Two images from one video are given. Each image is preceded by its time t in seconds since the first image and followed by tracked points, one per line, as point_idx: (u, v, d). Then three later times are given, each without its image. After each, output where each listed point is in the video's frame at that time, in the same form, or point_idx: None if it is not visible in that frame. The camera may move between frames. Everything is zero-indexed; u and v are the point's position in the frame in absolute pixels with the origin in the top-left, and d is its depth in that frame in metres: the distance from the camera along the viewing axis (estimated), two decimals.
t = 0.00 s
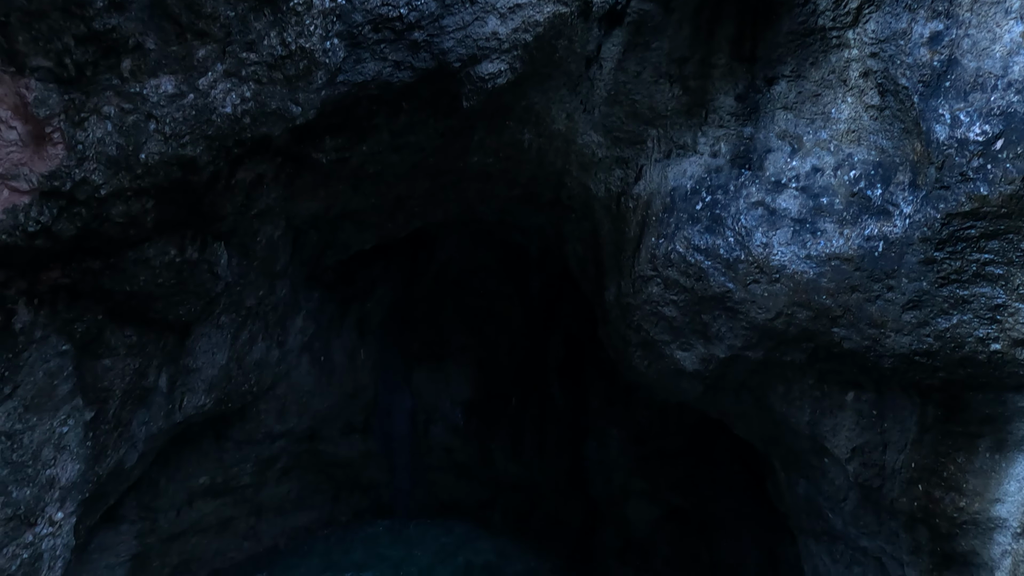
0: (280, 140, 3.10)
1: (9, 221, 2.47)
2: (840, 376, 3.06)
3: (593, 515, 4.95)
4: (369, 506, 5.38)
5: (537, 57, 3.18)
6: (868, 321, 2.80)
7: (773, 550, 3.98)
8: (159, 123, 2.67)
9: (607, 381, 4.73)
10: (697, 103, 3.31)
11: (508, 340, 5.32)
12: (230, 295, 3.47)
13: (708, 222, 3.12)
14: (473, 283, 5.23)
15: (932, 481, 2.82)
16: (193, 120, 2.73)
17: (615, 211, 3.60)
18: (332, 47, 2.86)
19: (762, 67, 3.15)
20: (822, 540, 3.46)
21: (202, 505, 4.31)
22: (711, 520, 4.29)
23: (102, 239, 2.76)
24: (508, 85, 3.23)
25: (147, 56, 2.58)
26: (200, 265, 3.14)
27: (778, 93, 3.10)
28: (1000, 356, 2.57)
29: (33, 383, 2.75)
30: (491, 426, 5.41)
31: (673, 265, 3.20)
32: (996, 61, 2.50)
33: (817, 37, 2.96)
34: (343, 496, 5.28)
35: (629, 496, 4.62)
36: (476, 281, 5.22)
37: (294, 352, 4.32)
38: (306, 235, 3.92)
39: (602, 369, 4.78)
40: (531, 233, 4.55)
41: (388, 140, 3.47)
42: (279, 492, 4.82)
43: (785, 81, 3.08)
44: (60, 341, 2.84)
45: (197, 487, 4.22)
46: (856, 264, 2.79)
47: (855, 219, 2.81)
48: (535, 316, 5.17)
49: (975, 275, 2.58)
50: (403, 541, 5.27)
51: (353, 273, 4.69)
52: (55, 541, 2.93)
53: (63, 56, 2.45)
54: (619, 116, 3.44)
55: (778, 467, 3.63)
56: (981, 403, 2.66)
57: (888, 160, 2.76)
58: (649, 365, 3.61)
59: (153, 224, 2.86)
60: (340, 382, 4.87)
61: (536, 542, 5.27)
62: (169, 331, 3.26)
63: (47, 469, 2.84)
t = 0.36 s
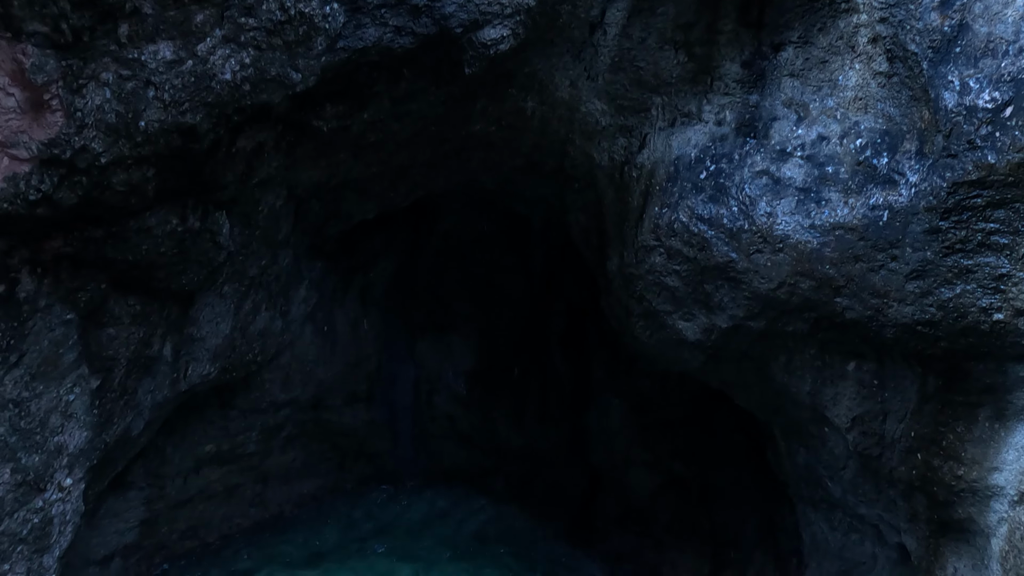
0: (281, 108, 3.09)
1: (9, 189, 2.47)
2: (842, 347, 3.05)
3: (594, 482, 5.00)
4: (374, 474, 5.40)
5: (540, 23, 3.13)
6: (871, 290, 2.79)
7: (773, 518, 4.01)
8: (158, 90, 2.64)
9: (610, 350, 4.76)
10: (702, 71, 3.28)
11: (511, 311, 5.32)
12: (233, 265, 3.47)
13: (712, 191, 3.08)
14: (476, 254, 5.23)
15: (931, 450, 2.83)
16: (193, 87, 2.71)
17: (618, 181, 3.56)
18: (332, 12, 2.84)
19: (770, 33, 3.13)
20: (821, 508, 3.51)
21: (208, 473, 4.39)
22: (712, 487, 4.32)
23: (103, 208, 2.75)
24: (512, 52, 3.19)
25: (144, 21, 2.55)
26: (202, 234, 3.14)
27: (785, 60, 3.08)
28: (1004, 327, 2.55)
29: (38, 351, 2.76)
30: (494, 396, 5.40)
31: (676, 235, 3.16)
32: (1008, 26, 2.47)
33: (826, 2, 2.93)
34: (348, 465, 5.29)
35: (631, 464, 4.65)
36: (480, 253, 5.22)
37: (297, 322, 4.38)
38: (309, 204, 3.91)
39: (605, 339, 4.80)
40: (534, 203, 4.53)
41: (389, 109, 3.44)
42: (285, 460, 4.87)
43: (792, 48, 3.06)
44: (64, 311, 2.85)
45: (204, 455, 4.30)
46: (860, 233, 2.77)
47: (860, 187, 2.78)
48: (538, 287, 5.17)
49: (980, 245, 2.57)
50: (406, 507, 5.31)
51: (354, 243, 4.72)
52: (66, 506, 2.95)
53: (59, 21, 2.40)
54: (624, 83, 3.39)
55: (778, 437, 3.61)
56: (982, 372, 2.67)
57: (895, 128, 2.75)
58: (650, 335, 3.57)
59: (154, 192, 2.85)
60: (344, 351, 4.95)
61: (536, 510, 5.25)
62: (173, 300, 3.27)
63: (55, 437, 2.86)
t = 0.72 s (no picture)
0: (281, 75, 3.06)
1: (9, 157, 2.46)
2: (844, 317, 3.04)
3: (595, 451, 5.03)
4: (378, 443, 5.45)
5: None
6: (873, 261, 2.78)
7: (772, 487, 3.95)
8: (156, 57, 2.62)
9: (611, 321, 4.76)
10: (708, 37, 3.21)
11: (513, 282, 5.33)
12: (235, 235, 3.48)
13: (716, 161, 3.05)
14: (479, 225, 5.23)
15: (931, 420, 2.85)
16: (191, 54, 2.69)
17: (621, 150, 3.53)
18: None
19: None
20: (820, 477, 3.43)
21: (213, 441, 4.45)
22: (711, 457, 4.33)
23: (104, 177, 2.74)
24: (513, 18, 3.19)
25: None
26: (203, 204, 3.13)
27: (791, 27, 3.02)
28: (1006, 297, 2.56)
29: (43, 321, 2.78)
30: (496, 366, 5.43)
31: (679, 204, 3.15)
32: None
33: None
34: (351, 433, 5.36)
35: (631, 433, 4.68)
36: (482, 223, 5.22)
37: (301, 293, 4.43)
38: (309, 174, 3.90)
39: (606, 310, 4.80)
40: (536, 173, 4.50)
41: (390, 77, 3.40)
42: (289, 429, 4.92)
43: (800, 14, 2.99)
44: (67, 280, 2.85)
45: (209, 424, 4.36)
46: (864, 203, 2.75)
47: (866, 157, 2.76)
48: (540, 258, 5.16)
49: (984, 215, 2.57)
50: (409, 476, 5.35)
51: (354, 214, 4.73)
52: (73, 474, 2.98)
53: None
54: (628, 50, 3.34)
55: (778, 406, 3.57)
56: (983, 342, 2.67)
57: (902, 97, 2.72)
58: (652, 306, 3.56)
59: (154, 161, 2.83)
60: (346, 322, 4.97)
61: (537, 478, 5.29)
62: (176, 270, 3.28)
63: (61, 406, 2.88)
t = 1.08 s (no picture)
0: (278, 44, 3.00)
1: (6, 127, 2.45)
2: (845, 289, 3.03)
3: (595, 423, 5.07)
4: (379, 415, 5.48)
5: None
6: (876, 233, 2.77)
7: (771, 458, 3.94)
8: (152, 26, 2.59)
9: (612, 294, 4.76)
10: (712, 6, 3.10)
11: (513, 255, 5.31)
12: (234, 207, 3.46)
13: (719, 132, 3.03)
14: (479, 197, 5.21)
15: (929, 392, 2.86)
16: (187, 22, 2.65)
17: (623, 121, 3.49)
18: None
19: None
20: (818, 448, 3.45)
21: (216, 412, 4.49)
22: (710, 428, 4.35)
23: (102, 147, 2.72)
24: None
25: None
26: (202, 175, 3.11)
27: None
28: (1006, 270, 2.55)
29: (44, 293, 2.78)
30: (496, 339, 5.42)
31: (681, 175, 3.13)
32: None
33: None
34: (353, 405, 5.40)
35: (632, 405, 4.71)
36: (482, 195, 5.20)
37: (301, 265, 4.45)
38: (308, 144, 3.88)
39: (607, 283, 4.80)
40: (537, 144, 4.47)
41: (390, 45, 3.39)
42: (291, 401, 4.97)
43: None
44: (68, 252, 2.85)
45: (212, 394, 4.40)
46: (867, 175, 2.73)
47: (870, 127, 2.74)
48: (541, 230, 5.16)
49: (988, 186, 2.56)
50: (409, 447, 5.38)
51: (354, 185, 4.73)
52: (78, 443, 2.99)
53: None
54: (631, 18, 3.27)
55: (778, 378, 3.57)
56: (983, 314, 2.66)
57: (908, 66, 2.70)
58: (653, 279, 3.56)
59: (152, 132, 2.81)
60: (348, 294, 4.99)
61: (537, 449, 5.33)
62: (176, 243, 3.28)
63: (65, 376, 2.88)
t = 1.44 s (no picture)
0: (274, 12, 3.02)
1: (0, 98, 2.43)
2: (844, 262, 3.02)
3: (595, 396, 5.08)
4: (380, 388, 5.50)
5: None
6: (877, 205, 2.76)
7: (768, 431, 3.96)
8: None
9: (612, 267, 4.75)
10: None
11: (513, 228, 5.30)
12: (231, 179, 3.44)
13: (721, 103, 3.00)
14: (479, 169, 5.18)
15: (926, 364, 2.85)
16: None
17: (623, 92, 3.46)
18: None
19: None
20: (815, 420, 3.48)
21: (218, 384, 4.52)
22: (708, 401, 4.36)
23: (98, 118, 2.70)
24: None
25: None
26: (199, 146, 3.09)
27: None
28: (1007, 242, 2.54)
29: (43, 265, 2.77)
30: (496, 312, 5.42)
31: (682, 147, 3.11)
32: None
33: None
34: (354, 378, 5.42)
35: (631, 377, 4.73)
36: (483, 168, 5.17)
37: (301, 238, 4.44)
38: (307, 116, 3.86)
39: (607, 256, 4.79)
40: (537, 116, 4.43)
41: (387, 13, 3.39)
42: (292, 373, 4.99)
43: None
44: (66, 224, 2.84)
45: (212, 367, 4.42)
46: (869, 146, 2.71)
47: (873, 98, 2.71)
48: (541, 203, 5.14)
49: (991, 157, 2.54)
50: (409, 419, 5.40)
51: (354, 157, 4.71)
52: (81, 416, 2.97)
53: None
54: None
55: (777, 352, 3.57)
56: (983, 287, 2.65)
57: (912, 35, 2.66)
58: (653, 252, 3.55)
59: (148, 103, 2.79)
60: (348, 268, 4.99)
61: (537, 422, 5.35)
62: (175, 216, 3.28)
63: (66, 348, 2.88)
